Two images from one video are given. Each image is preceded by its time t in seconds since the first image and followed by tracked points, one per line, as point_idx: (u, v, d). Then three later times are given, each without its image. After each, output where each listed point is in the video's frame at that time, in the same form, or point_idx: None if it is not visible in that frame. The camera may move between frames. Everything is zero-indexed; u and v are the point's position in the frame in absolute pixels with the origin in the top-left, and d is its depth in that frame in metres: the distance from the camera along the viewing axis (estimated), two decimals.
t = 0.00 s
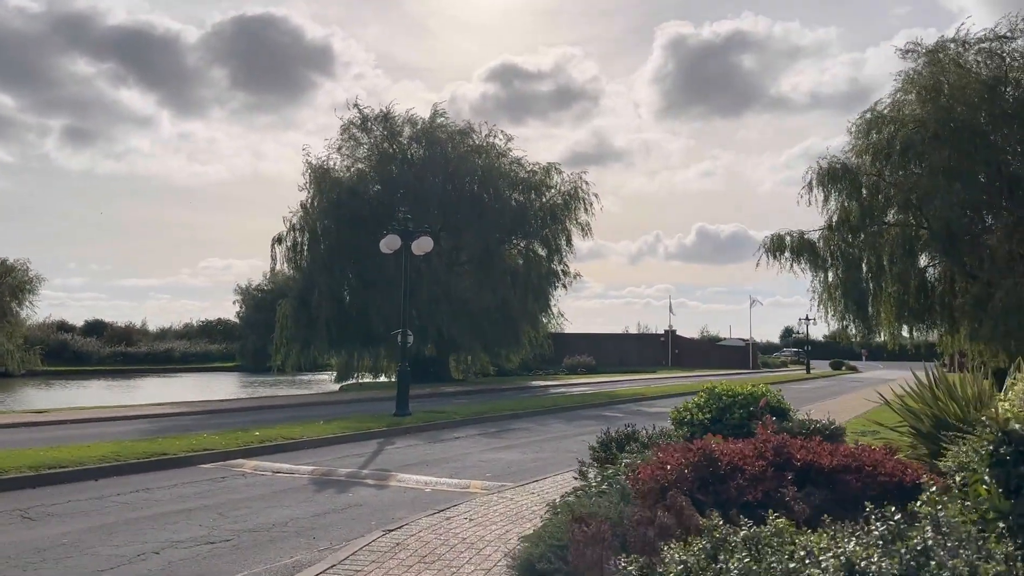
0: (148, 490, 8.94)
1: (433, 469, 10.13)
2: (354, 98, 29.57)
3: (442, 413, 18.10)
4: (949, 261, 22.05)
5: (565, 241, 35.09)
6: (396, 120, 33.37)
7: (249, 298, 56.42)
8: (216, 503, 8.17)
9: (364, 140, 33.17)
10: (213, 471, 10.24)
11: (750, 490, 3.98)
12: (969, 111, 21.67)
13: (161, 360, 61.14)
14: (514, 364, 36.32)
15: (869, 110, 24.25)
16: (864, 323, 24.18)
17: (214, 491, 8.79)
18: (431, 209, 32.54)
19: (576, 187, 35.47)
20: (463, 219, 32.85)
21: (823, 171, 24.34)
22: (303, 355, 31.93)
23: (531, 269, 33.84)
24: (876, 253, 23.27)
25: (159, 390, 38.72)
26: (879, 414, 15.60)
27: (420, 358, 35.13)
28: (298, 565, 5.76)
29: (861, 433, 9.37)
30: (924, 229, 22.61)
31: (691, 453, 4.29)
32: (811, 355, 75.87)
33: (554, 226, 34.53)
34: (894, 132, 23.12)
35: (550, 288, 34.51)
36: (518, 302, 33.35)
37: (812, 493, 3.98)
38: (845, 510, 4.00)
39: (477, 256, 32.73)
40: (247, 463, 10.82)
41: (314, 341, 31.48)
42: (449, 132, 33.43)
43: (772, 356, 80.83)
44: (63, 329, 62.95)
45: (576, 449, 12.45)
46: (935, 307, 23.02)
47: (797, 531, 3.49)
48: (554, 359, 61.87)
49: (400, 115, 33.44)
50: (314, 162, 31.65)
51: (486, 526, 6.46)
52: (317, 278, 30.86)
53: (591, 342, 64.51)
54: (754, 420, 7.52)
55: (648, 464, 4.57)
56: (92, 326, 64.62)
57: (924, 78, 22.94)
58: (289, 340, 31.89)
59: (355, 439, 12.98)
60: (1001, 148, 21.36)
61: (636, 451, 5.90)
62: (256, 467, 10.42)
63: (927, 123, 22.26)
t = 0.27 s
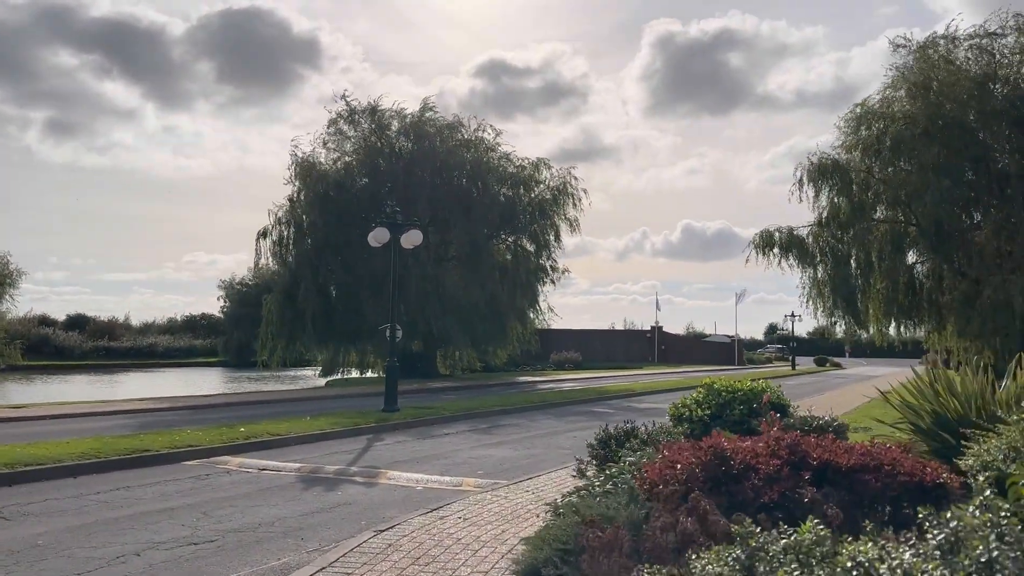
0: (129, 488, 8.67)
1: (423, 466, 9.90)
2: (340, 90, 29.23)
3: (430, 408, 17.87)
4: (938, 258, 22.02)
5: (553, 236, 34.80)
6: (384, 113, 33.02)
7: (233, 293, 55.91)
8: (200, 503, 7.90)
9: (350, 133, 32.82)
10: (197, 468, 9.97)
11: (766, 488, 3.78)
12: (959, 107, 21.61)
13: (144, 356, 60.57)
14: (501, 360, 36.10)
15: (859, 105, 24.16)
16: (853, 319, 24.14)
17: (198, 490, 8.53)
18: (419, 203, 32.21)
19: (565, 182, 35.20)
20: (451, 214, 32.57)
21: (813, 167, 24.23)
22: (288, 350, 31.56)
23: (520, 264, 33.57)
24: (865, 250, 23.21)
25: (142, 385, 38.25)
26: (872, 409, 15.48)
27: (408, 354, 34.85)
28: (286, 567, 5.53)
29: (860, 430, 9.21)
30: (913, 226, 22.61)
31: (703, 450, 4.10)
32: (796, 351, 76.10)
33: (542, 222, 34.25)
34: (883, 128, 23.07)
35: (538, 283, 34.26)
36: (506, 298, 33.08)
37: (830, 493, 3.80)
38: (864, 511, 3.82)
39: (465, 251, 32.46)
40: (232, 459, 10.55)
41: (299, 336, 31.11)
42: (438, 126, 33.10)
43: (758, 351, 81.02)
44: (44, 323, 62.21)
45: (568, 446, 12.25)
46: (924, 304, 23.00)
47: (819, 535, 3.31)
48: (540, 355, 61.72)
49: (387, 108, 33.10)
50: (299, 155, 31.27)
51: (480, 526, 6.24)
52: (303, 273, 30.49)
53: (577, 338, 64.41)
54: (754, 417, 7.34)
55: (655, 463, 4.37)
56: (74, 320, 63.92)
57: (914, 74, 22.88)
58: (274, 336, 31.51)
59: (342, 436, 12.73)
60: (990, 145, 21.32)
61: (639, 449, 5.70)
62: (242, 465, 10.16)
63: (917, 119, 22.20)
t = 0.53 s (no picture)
0: (110, 487, 8.38)
1: (414, 464, 9.64)
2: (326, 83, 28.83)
3: (418, 405, 17.60)
4: (928, 254, 22.01)
5: (541, 232, 34.50)
6: (370, 106, 32.64)
7: (215, 289, 55.31)
8: (185, 503, 7.63)
9: (336, 127, 32.45)
10: (181, 467, 9.68)
11: (790, 491, 3.59)
12: (949, 103, 21.59)
13: (125, 352, 59.82)
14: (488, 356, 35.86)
15: (849, 100, 24.11)
16: (842, 315, 24.11)
17: (183, 490, 8.26)
18: (405, 197, 31.87)
19: (553, 177, 34.91)
20: (438, 209, 32.26)
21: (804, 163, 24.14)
22: (272, 346, 31.14)
23: (507, 260, 33.28)
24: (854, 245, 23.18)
25: (123, 381, 37.71)
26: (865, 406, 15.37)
27: (394, 350, 34.54)
28: (277, 572, 5.28)
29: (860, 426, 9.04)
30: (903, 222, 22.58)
31: (721, 449, 3.90)
32: (781, 348, 76.36)
33: (530, 217, 33.97)
34: (873, 123, 23.02)
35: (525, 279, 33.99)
36: (493, 294, 32.80)
37: (859, 496, 3.61)
38: (892, 514, 3.64)
39: (452, 247, 32.17)
40: (217, 458, 10.27)
41: (283, 332, 30.71)
42: (424, 120, 32.75)
43: (742, 348, 81.24)
44: (23, 319, 61.32)
45: (561, 443, 12.04)
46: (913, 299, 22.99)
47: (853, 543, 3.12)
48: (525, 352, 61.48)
49: (373, 102, 32.72)
50: (283, 149, 30.85)
51: (479, 527, 6.01)
52: (288, 268, 30.10)
53: (563, 335, 64.22)
54: (758, 414, 7.15)
55: (669, 462, 4.17)
56: (53, 316, 63.06)
57: (904, 69, 22.86)
58: (258, 332, 31.11)
59: (329, 433, 12.46)
60: (980, 140, 21.31)
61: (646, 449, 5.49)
62: (227, 463, 9.88)
63: (907, 114, 22.17)
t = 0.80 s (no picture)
0: (87, 491, 8.10)
1: (402, 466, 9.41)
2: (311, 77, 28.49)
3: (405, 403, 17.36)
4: (915, 252, 22.04)
5: (528, 229, 34.23)
6: (356, 102, 32.30)
7: (198, 285, 54.74)
8: (165, 508, 7.37)
9: (321, 122, 32.10)
10: (161, 469, 9.41)
11: (804, 501, 3.41)
12: (937, 101, 21.60)
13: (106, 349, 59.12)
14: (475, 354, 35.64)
15: (837, 97, 24.06)
16: (829, 313, 24.09)
17: (163, 494, 7.99)
18: (391, 194, 31.56)
19: (540, 174, 34.64)
20: (425, 206, 31.99)
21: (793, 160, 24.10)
22: (256, 344, 30.75)
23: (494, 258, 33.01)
24: (842, 243, 23.18)
25: (104, 379, 37.19)
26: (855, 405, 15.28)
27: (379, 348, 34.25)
28: None
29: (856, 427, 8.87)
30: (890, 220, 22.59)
31: (731, 457, 3.72)
32: (766, 345, 76.61)
33: (516, 214, 33.71)
34: (861, 121, 23.00)
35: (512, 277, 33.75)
36: (480, 292, 32.53)
37: (873, 505, 3.46)
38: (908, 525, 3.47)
39: (438, 244, 31.91)
40: (199, 460, 10.00)
41: (267, 329, 30.33)
42: (411, 116, 32.43)
43: (727, 345, 81.42)
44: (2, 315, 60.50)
45: (551, 443, 11.84)
46: (899, 298, 22.99)
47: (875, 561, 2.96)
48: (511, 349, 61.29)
49: (359, 97, 32.39)
50: (267, 144, 30.47)
51: (470, 533, 5.80)
52: (271, 265, 29.73)
53: (549, 332, 64.07)
54: (756, 415, 6.97)
55: (674, 469, 3.98)
56: (33, 312, 62.26)
57: (893, 67, 22.84)
58: (241, 329, 30.71)
59: (314, 433, 12.20)
60: (968, 139, 21.30)
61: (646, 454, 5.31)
62: (209, 465, 9.61)
63: (896, 112, 22.16)
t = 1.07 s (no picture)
0: (59, 494, 7.76)
1: (387, 467, 9.13)
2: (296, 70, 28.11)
3: (390, 402, 17.05)
4: (905, 251, 22.03)
5: (515, 227, 33.96)
6: (341, 97, 31.93)
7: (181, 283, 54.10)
8: (140, 512, 7.05)
9: (306, 117, 31.72)
10: (138, 470, 9.08)
11: (821, 510, 3.19)
12: (926, 98, 21.56)
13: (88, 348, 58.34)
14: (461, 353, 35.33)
15: (826, 94, 23.97)
16: (819, 312, 23.99)
17: (138, 496, 7.67)
18: (377, 190, 31.20)
19: (527, 171, 34.36)
20: (411, 202, 31.64)
21: (782, 157, 23.99)
22: (239, 341, 30.29)
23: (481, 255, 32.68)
24: (832, 241, 23.10)
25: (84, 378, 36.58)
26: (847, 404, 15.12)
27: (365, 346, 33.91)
28: None
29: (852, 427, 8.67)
30: (879, 218, 22.55)
31: (739, 461, 3.48)
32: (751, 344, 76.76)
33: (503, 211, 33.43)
34: (850, 118, 22.92)
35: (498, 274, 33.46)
36: (467, 290, 32.20)
37: (894, 514, 3.25)
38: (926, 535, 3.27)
39: (424, 241, 31.58)
40: (177, 461, 9.66)
41: (250, 327, 29.88)
42: (397, 111, 32.08)
43: (713, 344, 81.51)
44: None
45: (539, 443, 11.59)
46: (888, 297, 22.93)
47: (903, 575, 2.74)
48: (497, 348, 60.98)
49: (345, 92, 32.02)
50: (251, 139, 30.03)
51: (459, 539, 5.53)
52: (255, 262, 29.32)
53: (535, 331, 63.84)
54: (753, 415, 6.75)
55: (678, 475, 3.73)
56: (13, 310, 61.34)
57: (882, 63, 22.80)
58: (224, 326, 30.27)
59: (297, 433, 11.88)
60: (957, 136, 21.29)
61: (644, 457, 5.08)
62: (187, 467, 9.28)
63: (886, 110, 22.13)
